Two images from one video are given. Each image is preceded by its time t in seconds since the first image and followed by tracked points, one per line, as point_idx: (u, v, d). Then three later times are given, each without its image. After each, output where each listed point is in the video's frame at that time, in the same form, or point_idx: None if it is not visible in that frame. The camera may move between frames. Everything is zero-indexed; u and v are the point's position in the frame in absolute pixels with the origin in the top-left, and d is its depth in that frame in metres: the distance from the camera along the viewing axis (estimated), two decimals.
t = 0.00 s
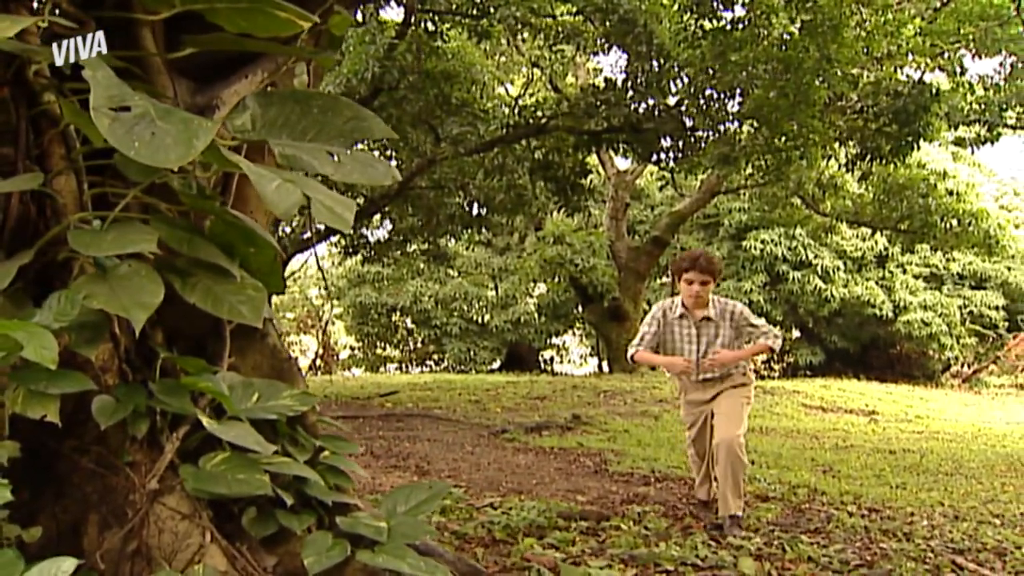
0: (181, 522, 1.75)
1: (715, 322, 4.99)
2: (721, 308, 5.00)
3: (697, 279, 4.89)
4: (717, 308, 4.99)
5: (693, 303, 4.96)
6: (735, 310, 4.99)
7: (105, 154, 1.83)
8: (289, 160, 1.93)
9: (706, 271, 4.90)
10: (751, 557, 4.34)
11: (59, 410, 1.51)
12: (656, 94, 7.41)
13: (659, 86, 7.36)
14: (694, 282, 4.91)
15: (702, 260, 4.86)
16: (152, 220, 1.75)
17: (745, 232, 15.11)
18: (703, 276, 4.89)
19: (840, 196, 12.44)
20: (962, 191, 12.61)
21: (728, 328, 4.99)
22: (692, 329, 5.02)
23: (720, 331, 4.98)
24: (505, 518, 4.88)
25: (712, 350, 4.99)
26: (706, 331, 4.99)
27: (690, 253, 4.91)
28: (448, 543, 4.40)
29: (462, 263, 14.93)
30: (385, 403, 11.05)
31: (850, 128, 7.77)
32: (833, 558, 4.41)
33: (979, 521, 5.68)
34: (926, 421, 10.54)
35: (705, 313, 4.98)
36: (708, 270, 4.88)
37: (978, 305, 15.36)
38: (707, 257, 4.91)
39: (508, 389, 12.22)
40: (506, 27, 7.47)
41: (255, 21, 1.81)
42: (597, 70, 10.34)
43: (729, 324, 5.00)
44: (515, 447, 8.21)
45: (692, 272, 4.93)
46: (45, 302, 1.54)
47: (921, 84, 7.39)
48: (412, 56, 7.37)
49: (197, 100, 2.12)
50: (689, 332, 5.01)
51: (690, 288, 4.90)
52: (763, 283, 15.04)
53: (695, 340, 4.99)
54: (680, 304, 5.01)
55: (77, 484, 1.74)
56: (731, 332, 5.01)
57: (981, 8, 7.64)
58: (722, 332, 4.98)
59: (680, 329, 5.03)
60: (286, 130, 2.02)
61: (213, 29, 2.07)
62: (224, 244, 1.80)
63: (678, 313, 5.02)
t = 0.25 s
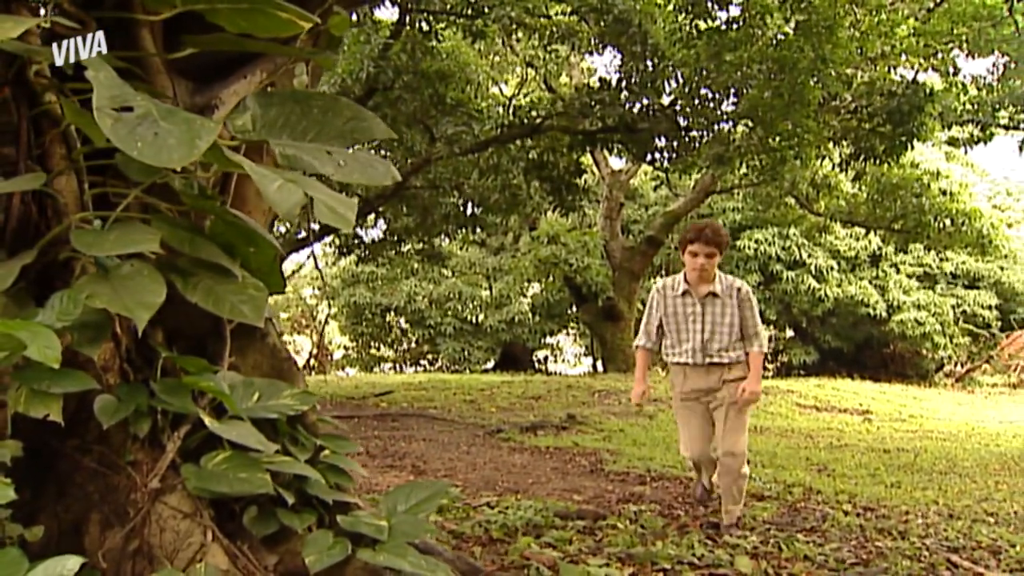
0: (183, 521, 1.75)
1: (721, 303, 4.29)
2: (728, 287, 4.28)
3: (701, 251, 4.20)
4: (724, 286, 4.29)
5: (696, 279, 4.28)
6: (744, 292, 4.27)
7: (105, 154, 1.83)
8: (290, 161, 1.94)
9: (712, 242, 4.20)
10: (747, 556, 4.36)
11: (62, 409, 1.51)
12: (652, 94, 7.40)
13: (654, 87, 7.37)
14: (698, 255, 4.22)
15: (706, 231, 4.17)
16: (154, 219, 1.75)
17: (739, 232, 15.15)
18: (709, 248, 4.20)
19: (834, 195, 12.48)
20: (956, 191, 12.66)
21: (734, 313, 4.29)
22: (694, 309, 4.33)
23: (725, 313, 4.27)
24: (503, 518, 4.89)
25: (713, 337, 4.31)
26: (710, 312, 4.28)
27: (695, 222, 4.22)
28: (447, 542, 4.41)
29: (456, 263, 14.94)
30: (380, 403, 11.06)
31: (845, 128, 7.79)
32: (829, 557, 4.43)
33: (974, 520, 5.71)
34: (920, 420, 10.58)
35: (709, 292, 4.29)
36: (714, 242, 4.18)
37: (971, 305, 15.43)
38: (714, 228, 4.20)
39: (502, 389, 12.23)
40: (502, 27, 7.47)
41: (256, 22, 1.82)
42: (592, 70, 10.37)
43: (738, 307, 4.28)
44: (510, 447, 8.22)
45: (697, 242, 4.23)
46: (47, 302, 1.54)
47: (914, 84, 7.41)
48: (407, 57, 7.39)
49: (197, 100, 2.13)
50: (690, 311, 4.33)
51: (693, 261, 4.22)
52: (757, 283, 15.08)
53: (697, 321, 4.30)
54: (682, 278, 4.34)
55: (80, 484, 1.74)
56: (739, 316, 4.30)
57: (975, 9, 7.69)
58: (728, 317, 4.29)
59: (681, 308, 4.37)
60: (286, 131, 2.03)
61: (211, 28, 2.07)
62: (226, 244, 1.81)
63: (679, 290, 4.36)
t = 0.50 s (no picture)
0: (185, 520, 1.76)
1: (717, 298, 4.40)
2: (722, 283, 4.41)
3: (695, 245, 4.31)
4: (717, 281, 4.41)
5: (689, 275, 4.38)
6: (738, 287, 4.41)
7: (107, 154, 1.84)
8: (291, 161, 1.95)
9: (704, 237, 4.32)
10: (743, 555, 4.38)
11: (66, 409, 1.52)
12: (643, 95, 7.46)
13: (647, 87, 7.42)
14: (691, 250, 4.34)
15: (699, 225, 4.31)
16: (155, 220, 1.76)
17: (731, 232, 15.18)
18: (700, 242, 4.33)
19: (826, 196, 12.52)
20: (947, 192, 12.70)
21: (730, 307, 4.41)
22: (688, 306, 4.41)
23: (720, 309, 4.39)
24: (499, 517, 4.91)
25: (714, 331, 4.40)
26: (706, 308, 4.39)
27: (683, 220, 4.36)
28: (442, 541, 4.42)
29: (449, 263, 14.94)
30: (373, 403, 11.06)
31: (837, 129, 7.83)
32: (824, 555, 4.46)
33: (967, 519, 5.73)
34: (911, 420, 10.62)
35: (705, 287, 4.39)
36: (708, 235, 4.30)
37: (962, 305, 15.50)
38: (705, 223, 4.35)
39: (495, 389, 12.24)
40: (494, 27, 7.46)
41: (258, 23, 1.83)
42: (585, 71, 10.38)
43: (732, 302, 4.40)
44: (504, 447, 8.23)
45: (686, 238, 4.37)
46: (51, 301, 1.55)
47: (906, 85, 7.42)
48: (400, 57, 7.40)
49: (196, 102, 2.14)
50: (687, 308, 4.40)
51: (687, 257, 4.31)
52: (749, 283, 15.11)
53: (695, 318, 4.38)
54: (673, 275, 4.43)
55: (82, 483, 1.75)
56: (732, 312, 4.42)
57: (967, 11, 7.84)
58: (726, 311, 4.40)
59: (675, 306, 4.43)
60: (287, 131, 2.04)
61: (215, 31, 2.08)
62: (227, 245, 1.82)
63: (669, 289, 4.44)
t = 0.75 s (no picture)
0: (187, 520, 1.76)
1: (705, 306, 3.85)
2: (710, 287, 3.86)
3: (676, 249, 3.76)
4: (704, 286, 3.86)
5: (671, 283, 3.80)
6: (728, 289, 3.85)
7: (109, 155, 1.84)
8: (292, 162, 1.96)
9: (684, 237, 3.75)
10: (738, 554, 4.39)
11: (70, 409, 1.52)
12: (636, 95, 7.46)
13: (638, 89, 7.43)
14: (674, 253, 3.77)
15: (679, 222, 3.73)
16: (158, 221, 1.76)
17: (722, 233, 15.21)
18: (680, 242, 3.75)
19: (817, 197, 12.56)
20: (937, 193, 12.76)
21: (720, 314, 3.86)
22: (675, 318, 3.87)
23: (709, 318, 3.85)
24: (494, 517, 4.92)
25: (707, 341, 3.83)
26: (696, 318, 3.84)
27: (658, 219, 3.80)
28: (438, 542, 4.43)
29: (440, 263, 14.94)
30: (365, 403, 11.04)
31: (828, 130, 7.87)
32: (818, 555, 4.48)
33: (959, 518, 5.77)
34: (902, 420, 10.66)
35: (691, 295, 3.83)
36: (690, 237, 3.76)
37: (953, 305, 15.59)
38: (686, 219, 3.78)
39: (487, 390, 12.24)
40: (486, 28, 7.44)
41: (261, 25, 1.83)
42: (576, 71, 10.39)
43: (723, 310, 3.85)
44: (497, 447, 8.24)
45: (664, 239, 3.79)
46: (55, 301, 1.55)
47: (897, 86, 7.44)
48: (391, 57, 7.45)
49: (195, 102, 2.15)
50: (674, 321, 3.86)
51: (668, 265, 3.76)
52: (740, 283, 15.14)
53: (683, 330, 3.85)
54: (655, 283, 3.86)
55: (84, 483, 1.75)
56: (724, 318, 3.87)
57: (957, 12, 7.99)
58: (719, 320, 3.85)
59: (660, 319, 3.89)
60: (287, 132, 2.05)
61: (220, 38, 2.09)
62: (228, 245, 1.82)
63: (653, 300, 3.87)
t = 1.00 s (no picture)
0: (192, 520, 1.77)
1: (703, 290, 3.64)
2: (709, 270, 3.66)
3: (678, 229, 3.55)
4: (702, 269, 3.65)
5: (671, 265, 3.59)
6: (727, 273, 3.68)
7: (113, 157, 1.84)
8: (295, 165, 1.97)
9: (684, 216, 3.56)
10: (732, 555, 4.41)
11: (78, 410, 1.53)
12: (627, 98, 7.55)
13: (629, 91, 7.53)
14: (675, 233, 3.56)
15: (685, 201, 3.52)
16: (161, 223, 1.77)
17: (712, 235, 15.24)
18: (681, 222, 3.56)
19: (806, 199, 12.60)
20: (927, 195, 12.82)
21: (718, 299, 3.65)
22: (671, 303, 3.63)
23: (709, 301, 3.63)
24: (489, 518, 4.94)
25: (703, 326, 3.62)
26: (694, 303, 3.62)
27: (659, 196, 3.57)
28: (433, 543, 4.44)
29: (430, 266, 14.95)
30: (354, 405, 11.01)
31: (819, 133, 7.92)
32: (812, 556, 4.51)
33: (950, 519, 5.81)
34: (892, 422, 10.71)
35: (691, 278, 3.62)
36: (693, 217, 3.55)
37: (942, 307, 15.68)
38: (690, 197, 3.57)
39: (477, 392, 12.24)
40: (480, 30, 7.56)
41: (266, 29, 1.84)
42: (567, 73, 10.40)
43: (722, 294, 3.66)
44: (489, 449, 8.25)
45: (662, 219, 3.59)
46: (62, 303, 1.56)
47: (888, 89, 7.40)
48: (382, 59, 7.58)
49: (195, 104, 2.16)
50: (669, 305, 3.63)
51: (670, 246, 3.55)
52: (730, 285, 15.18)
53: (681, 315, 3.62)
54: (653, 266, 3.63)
55: (88, 483, 1.76)
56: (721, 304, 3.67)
57: (947, 16, 7.94)
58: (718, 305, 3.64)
59: (653, 303, 3.65)
60: (290, 135, 2.06)
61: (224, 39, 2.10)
62: (232, 246, 1.83)
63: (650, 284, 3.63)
